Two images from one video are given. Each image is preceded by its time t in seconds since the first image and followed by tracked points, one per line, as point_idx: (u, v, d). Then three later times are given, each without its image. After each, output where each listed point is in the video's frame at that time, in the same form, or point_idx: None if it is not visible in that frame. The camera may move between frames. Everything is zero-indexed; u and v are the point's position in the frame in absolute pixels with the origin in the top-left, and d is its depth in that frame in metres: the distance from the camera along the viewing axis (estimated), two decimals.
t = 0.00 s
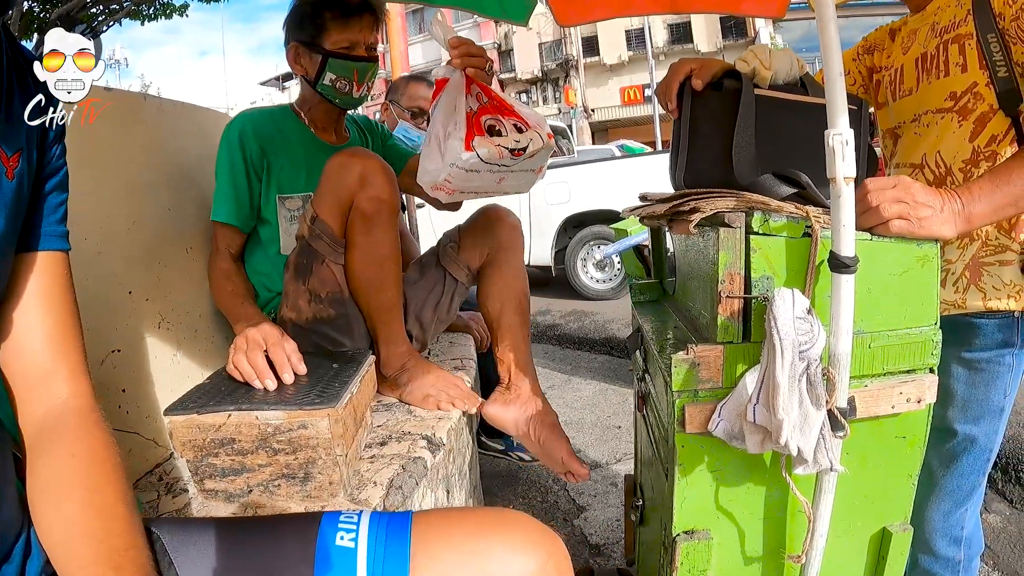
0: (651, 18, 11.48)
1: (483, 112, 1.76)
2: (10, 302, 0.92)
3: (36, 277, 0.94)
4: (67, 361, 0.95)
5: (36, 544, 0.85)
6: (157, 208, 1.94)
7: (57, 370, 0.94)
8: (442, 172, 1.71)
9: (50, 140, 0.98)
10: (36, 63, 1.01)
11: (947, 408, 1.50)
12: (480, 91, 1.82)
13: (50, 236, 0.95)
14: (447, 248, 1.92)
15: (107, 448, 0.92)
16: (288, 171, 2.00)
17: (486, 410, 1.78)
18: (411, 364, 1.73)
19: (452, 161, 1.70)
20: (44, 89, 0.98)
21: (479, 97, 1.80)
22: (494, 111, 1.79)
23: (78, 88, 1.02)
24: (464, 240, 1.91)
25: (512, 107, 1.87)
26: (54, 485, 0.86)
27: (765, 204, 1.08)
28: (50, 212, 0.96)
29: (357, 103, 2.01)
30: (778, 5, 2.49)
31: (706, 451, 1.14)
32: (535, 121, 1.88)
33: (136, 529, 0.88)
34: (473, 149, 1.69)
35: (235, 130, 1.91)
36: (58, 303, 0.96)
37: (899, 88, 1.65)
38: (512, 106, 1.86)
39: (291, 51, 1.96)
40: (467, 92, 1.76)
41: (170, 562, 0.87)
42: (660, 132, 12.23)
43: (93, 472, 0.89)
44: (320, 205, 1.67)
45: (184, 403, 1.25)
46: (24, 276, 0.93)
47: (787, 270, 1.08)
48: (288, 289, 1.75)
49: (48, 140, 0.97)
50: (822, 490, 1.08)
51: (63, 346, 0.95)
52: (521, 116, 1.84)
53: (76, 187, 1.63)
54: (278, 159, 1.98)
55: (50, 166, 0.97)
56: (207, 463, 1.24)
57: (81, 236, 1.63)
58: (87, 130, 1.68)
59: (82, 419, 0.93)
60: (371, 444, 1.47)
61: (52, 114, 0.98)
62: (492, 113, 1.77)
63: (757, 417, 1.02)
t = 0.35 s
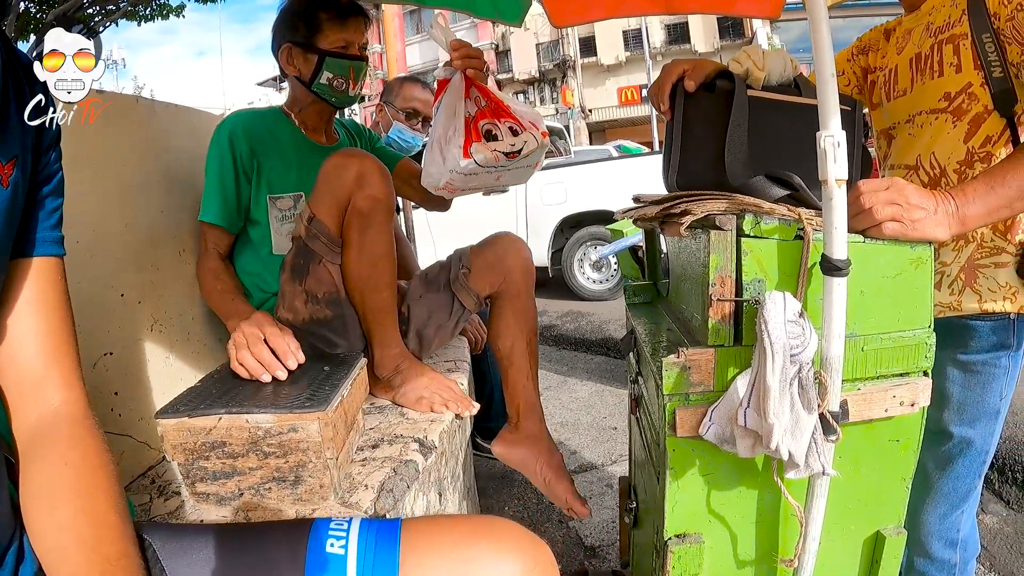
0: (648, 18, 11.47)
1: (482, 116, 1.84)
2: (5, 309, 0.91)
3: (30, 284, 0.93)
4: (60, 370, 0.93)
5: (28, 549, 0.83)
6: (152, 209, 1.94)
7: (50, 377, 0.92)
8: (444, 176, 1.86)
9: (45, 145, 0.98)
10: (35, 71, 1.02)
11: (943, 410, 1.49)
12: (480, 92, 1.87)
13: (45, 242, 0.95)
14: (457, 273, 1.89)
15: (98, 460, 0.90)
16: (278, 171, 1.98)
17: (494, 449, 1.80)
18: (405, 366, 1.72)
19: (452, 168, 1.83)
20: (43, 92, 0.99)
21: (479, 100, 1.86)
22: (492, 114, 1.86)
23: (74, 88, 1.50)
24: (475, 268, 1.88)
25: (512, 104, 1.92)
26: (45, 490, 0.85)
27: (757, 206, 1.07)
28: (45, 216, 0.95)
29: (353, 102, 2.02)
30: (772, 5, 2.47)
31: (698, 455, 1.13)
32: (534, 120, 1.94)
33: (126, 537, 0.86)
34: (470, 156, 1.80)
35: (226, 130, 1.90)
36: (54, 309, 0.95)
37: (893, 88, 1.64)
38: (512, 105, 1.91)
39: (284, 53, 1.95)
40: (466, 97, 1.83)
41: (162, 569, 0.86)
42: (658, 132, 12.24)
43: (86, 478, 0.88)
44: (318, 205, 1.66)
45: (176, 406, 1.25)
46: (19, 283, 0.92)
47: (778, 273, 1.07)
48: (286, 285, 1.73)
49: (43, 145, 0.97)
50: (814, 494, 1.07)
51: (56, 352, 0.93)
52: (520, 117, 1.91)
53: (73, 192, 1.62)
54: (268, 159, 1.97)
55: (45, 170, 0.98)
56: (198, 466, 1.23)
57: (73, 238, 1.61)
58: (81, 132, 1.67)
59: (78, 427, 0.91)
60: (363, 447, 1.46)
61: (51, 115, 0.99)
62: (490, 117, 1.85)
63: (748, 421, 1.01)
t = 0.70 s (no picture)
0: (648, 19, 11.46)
1: (482, 126, 1.88)
2: (4, 312, 0.91)
3: (31, 288, 0.93)
4: (58, 374, 0.93)
5: (26, 548, 0.83)
6: (150, 210, 1.93)
7: (49, 381, 0.92)
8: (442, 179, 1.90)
9: (46, 148, 0.98)
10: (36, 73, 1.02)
11: (940, 413, 1.48)
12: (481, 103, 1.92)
13: (46, 245, 0.94)
14: (472, 312, 1.88)
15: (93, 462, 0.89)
16: (277, 168, 1.98)
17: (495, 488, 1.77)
18: (401, 369, 1.72)
19: (449, 172, 1.86)
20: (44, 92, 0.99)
21: (479, 111, 1.90)
22: (491, 125, 1.91)
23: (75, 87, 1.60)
24: (490, 306, 1.87)
25: (510, 120, 1.98)
26: (41, 492, 0.84)
27: (752, 208, 1.07)
28: (45, 218, 0.95)
29: (355, 95, 2.03)
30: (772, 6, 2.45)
31: (692, 459, 1.13)
32: (527, 136, 2.00)
33: (122, 542, 0.85)
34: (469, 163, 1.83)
35: (224, 128, 1.90)
36: (54, 313, 0.95)
37: (891, 89, 1.64)
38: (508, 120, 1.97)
39: (283, 51, 1.95)
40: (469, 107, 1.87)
41: (156, 571, 0.85)
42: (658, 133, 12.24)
43: (83, 483, 0.87)
44: (319, 205, 1.67)
45: (171, 407, 1.24)
46: (18, 287, 0.92)
47: (774, 276, 1.07)
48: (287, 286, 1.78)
49: (43, 148, 0.97)
50: (809, 498, 1.06)
51: (55, 355, 0.93)
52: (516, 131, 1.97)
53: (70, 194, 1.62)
54: (268, 156, 1.97)
55: (46, 173, 0.97)
56: (193, 468, 1.23)
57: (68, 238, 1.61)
58: (78, 135, 1.67)
59: (77, 430, 0.90)
60: (358, 450, 1.46)
61: (51, 115, 0.99)
62: (490, 128, 1.89)
63: (742, 425, 1.01)
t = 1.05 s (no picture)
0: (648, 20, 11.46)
1: (479, 137, 1.90)
2: (3, 308, 0.90)
3: (28, 284, 0.92)
4: (56, 372, 0.92)
5: (20, 549, 0.82)
6: (150, 210, 1.93)
7: (46, 379, 0.91)
8: (431, 181, 1.90)
9: (44, 146, 0.97)
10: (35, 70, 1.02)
11: (941, 413, 1.47)
12: (482, 115, 1.93)
13: (45, 242, 0.94)
14: (478, 339, 1.85)
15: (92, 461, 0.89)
16: (282, 162, 1.97)
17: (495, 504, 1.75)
18: (400, 369, 1.71)
19: (439, 176, 1.87)
20: (44, 92, 0.99)
21: (479, 121, 1.91)
22: (488, 137, 1.92)
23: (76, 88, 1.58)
24: (499, 333, 1.84)
25: (507, 134, 1.99)
26: (38, 490, 0.84)
27: (751, 206, 1.06)
28: (44, 216, 0.95)
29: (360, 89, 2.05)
30: (772, 7, 2.45)
31: (692, 458, 1.12)
32: (523, 152, 2.02)
33: (118, 541, 0.84)
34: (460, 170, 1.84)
35: (230, 121, 1.89)
36: (53, 310, 0.94)
37: (892, 88, 1.63)
38: (506, 135, 1.98)
39: (289, 46, 1.94)
40: (469, 116, 1.87)
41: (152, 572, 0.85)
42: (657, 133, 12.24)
43: (81, 483, 0.86)
44: (321, 205, 1.65)
45: (169, 406, 1.23)
46: (17, 285, 0.92)
47: (774, 274, 1.06)
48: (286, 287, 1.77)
49: (42, 148, 0.97)
50: (810, 498, 1.06)
51: (53, 351, 0.92)
52: (512, 146, 1.98)
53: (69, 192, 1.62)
54: (274, 148, 1.96)
55: (44, 172, 0.97)
56: (190, 468, 1.22)
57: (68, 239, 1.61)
58: (76, 133, 1.66)
59: (75, 428, 0.90)
60: (356, 449, 1.45)
61: (51, 115, 0.99)
62: (486, 139, 1.91)
63: (742, 424, 1.00)
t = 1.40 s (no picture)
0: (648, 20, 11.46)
1: (479, 147, 1.90)
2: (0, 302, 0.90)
3: (26, 278, 0.92)
4: (53, 367, 0.92)
5: (15, 543, 0.82)
6: (149, 209, 1.93)
7: (43, 374, 0.90)
8: (429, 188, 1.88)
9: (40, 142, 0.97)
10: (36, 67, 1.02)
11: (943, 411, 1.46)
12: (484, 127, 1.94)
13: (43, 236, 0.93)
14: (486, 358, 1.81)
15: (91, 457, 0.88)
16: (287, 158, 1.96)
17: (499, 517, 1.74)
18: (400, 368, 1.70)
19: (438, 183, 1.85)
20: (43, 90, 0.99)
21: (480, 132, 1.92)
22: (488, 148, 1.93)
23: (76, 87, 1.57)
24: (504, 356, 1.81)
25: (504, 148, 2.01)
26: (34, 485, 0.83)
27: (753, 202, 1.06)
28: (41, 213, 0.94)
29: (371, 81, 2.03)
30: (771, 6, 2.45)
31: (693, 456, 1.11)
32: (520, 166, 2.03)
33: (115, 536, 0.83)
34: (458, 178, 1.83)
35: (238, 115, 1.85)
36: (51, 305, 0.94)
37: (893, 85, 1.63)
38: (504, 148, 2.00)
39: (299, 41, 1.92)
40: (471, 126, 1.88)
41: (148, 570, 0.84)
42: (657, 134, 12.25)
43: (78, 479, 0.85)
44: (332, 206, 1.60)
45: (168, 405, 1.23)
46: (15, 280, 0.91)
47: (776, 270, 1.06)
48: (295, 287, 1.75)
49: (38, 146, 0.96)
50: (813, 496, 1.05)
51: (50, 346, 0.92)
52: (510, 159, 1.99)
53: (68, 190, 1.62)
54: (278, 144, 1.94)
55: (41, 169, 0.97)
56: (189, 466, 1.21)
57: (67, 237, 1.61)
58: (75, 131, 1.66)
59: (74, 424, 0.90)
60: (355, 448, 1.45)
61: (50, 114, 0.99)
62: (486, 150, 1.91)
63: (744, 421, 1.00)
